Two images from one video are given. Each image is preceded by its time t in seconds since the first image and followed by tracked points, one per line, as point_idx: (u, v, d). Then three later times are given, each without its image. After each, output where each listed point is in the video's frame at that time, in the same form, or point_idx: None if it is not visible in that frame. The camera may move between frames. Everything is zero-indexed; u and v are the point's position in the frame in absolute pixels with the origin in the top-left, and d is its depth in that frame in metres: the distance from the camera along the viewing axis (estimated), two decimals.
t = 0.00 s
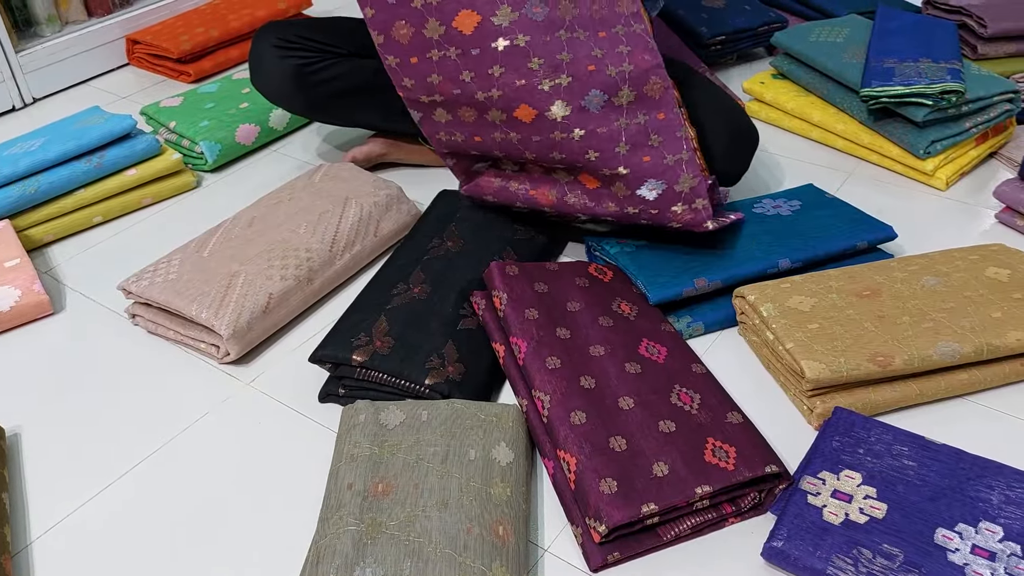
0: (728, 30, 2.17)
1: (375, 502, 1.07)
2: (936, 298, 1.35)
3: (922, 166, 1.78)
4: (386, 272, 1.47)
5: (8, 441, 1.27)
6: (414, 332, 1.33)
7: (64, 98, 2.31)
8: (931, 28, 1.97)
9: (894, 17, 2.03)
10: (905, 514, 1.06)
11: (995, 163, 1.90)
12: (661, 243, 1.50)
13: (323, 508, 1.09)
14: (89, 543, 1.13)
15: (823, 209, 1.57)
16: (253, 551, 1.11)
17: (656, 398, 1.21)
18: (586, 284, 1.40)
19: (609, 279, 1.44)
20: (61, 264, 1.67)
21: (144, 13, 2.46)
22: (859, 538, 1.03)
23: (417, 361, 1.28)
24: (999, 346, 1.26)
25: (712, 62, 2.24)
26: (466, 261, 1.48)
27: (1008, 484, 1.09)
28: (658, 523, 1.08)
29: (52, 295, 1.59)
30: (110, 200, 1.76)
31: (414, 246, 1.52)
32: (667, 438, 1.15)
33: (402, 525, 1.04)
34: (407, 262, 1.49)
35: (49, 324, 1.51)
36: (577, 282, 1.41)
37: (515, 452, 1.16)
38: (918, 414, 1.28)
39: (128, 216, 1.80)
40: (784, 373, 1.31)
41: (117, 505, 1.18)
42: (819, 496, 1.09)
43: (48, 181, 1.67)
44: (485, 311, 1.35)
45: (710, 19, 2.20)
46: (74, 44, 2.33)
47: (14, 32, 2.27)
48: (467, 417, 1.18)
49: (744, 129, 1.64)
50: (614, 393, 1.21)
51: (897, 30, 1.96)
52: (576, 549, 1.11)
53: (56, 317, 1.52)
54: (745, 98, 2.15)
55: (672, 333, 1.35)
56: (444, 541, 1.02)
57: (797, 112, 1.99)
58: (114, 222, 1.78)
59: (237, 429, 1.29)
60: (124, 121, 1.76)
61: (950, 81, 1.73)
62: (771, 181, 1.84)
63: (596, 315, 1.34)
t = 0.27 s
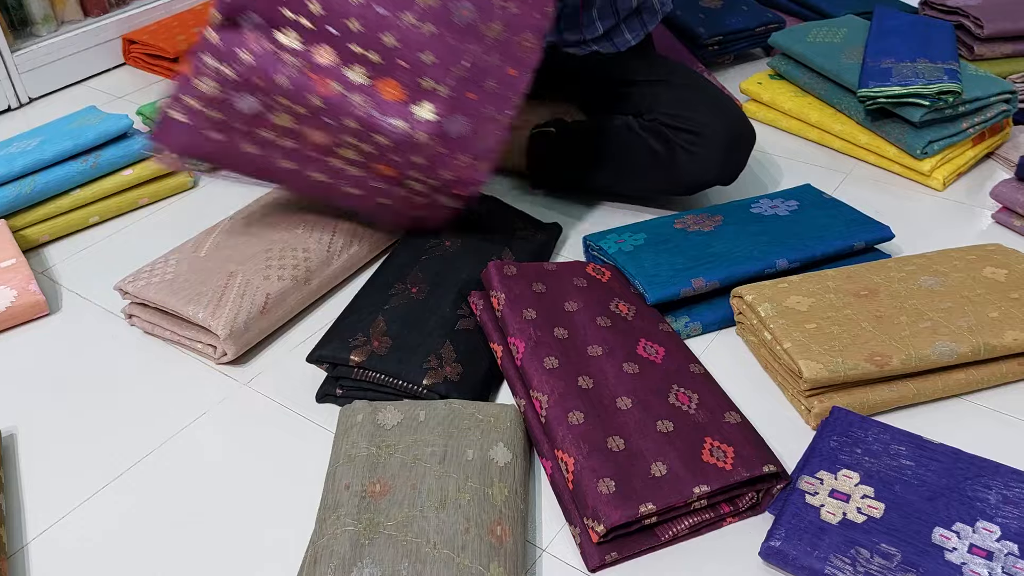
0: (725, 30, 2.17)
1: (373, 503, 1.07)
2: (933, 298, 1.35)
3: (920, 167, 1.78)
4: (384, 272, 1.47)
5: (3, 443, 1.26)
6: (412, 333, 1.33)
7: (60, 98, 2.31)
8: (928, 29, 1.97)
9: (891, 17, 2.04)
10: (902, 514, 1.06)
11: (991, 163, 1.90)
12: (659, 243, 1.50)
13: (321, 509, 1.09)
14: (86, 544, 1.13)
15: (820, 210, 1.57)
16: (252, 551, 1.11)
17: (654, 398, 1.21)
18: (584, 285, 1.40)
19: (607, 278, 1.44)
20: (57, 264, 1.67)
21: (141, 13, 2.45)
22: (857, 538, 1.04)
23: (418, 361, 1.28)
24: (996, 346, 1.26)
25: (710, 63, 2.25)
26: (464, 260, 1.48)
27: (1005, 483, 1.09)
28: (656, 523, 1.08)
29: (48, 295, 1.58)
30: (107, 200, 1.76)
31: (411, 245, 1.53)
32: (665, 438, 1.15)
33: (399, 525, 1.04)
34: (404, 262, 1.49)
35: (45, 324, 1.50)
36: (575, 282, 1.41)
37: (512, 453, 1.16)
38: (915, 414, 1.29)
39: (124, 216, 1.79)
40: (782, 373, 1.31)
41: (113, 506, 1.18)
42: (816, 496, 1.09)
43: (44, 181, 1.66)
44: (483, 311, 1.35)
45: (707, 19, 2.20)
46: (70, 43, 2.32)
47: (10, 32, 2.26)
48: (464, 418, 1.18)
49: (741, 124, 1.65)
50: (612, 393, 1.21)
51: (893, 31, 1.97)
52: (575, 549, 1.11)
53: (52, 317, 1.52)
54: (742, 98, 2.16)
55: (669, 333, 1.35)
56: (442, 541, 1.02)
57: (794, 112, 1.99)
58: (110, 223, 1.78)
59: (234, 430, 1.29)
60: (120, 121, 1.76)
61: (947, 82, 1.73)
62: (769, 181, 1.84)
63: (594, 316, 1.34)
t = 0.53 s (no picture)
0: (721, 32, 2.17)
1: (369, 504, 1.07)
2: (929, 299, 1.35)
3: (916, 168, 1.78)
4: (381, 273, 1.47)
5: None
6: (408, 334, 1.33)
7: (57, 99, 2.31)
8: (924, 31, 1.98)
9: (887, 19, 2.04)
10: (899, 515, 1.06)
11: (987, 165, 1.90)
12: (656, 244, 1.49)
13: (316, 510, 1.09)
14: (82, 546, 1.13)
15: (817, 211, 1.57)
16: (248, 552, 1.11)
17: (651, 400, 1.21)
18: (580, 286, 1.40)
19: (603, 280, 1.44)
20: (53, 266, 1.66)
21: (137, 14, 2.45)
22: (853, 539, 1.04)
23: (414, 363, 1.28)
24: (992, 347, 1.26)
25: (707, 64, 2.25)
26: (461, 262, 1.48)
27: (1001, 485, 1.10)
28: (653, 525, 1.08)
29: (44, 296, 1.58)
30: (103, 202, 1.75)
31: (407, 246, 1.53)
32: (662, 440, 1.15)
33: (395, 527, 1.03)
34: (401, 263, 1.49)
35: (41, 325, 1.50)
36: (571, 283, 1.40)
37: (509, 454, 1.16)
38: (911, 415, 1.29)
39: (120, 218, 1.79)
40: (778, 374, 1.31)
41: (109, 507, 1.18)
42: (813, 497, 1.09)
43: (40, 182, 1.66)
44: (479, 312, 1.35)
45: (704, 21, 2.20)
46: (66, 45, 2.32)
47: (6, 33, 2.26)
48: (461, 419, 1.18)
49: (739, 127, 1.65)
50: (609, 395, 1.21)
51: (889, 32, 1.97)
52: (571, 551, 1.11)
53: (48, 319, 1.52)
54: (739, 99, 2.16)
55: (666, 334, 1.35)
56: (439, 543, 1.02)
57: (791, 113, 1.99)
58: (106, 224, 1.77)
59: (230, 431, 1.28)
60: (117, 122, 1.76)
61: (943, 84, 1.74)
62: (766, 183, 1.84)
63: (591, 317, 1.34)
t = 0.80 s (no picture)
0: (718, 32, 2.17)
1: (366, 505, 1.06)
2: (926, 299, 1.35)
3: (912, 168, 1.78)
4: (378, 273, 1.47)
5: None
6: (405, 335, 1.33)
7: (53, 99, 2.30)
8: (920, 31, 1.98)
9: (884, 19, 2.04)
10: (896, 515, 1.06)
11: (983, 165, 1.91)
12: (653, 244, 1.49)
13: (314, 511, 1.09)
14: (79, 545, 1.13)
15: (813, 211, 1.58)
16: (245, 552, 1.11)
17: (648, 400, 1.21)
18: (577, 286, 1.40)
19: (600, 280, 1.44)
20: (49, 267, 1.66)
21: (134, 14, 2.45)
22: (851, 539, 1.04)
23: (411, 363, 1.28)
24: (989, 347, 1.26)
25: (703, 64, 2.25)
26: (458, 261, 1.48)
27: (998, 484, 1.10)
28: (651, 525, 1.08)
29: (40, 297, 1.58)
30: (99, 202, 1.75)
31: (404, 247, 1.53)
32: (659, 440, 1.15)
33: (393, 527, 1.03)
34: (398, 263, 1.48)
35: (37, 326, 1.50)
36: (569, 283, 1.40)
37: (507, 455, 1.16)
38: (908, 415, 1.29)
39: (116, 218, 1.78)
40: (776, 374, 1.31)
41: (106, 508, 1.18)
42: (810, 497, 1.10)
43: (36, 183, 1.65)
44: (476, 312, 1.35)
45: (701, 22, 2.21)
46: (62, 45, 2.32)
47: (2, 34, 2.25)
48: (458, 419, 1.18)
49: (735, 126, 1.65)
50: (606, 394, 1.21)
51: (886, 33, 1.97)
52: (569, 551, 1.11)
53: (44, 319, 1.51)
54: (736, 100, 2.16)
55: (663, 334, 1.36)
56: (436, 543, 1.02)
57: (787, 114, 2.00)
58: (102, 225, 1.77)
59: (227, 431, 1.28)
60: (113, 123, 1.75)
61: (939, 84, 1.74)
62: (763, 183, 1.84)
63: (588, 317, 1.34)
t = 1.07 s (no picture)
0: (715, 32, 2.18)
1: (364, 505, 1.06)
2: (923, 299, 1.36)
3: (909, 168, 1.78)
4: (376, 273, 1.47)
5: None
6: (402, 336, 1.32)
7: (50, 99, 2.30)
8: (917, 31, 1.98)
9: (881, 19, 2.05)
10: (893, 514, 1.07)
11: (980, 165, 1.91)
12: (650, 245, 1.49)
13: (311, 511, 1.09)
14: (77, 545, 1.12)
15: (810, 211, 1.58)
16: (242, 551, 1.11)
17: (645, 400, 1.21)
18: (574, 286, 1.40)
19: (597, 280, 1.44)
20: (46, 267, 1.65)
21: (130, 14, 2.44)
22: (848, 539, 1.04)
23: (408, 364, 1.28)
24: (985, 346, 1.26)
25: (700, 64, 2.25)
26: (455, 262, 1.48)
27: (995, 484, 1.10)
28: (648, 525, 1.08)
29: (37, 297, 1.57)
30: (96, 202, 1.75)
31: (402, 246, 1.53)
32: (657, 440, 1.15)
33: (391, 527, 1.03)
34: (396, 263, 1.48)
35: (34, 326, 1.49)
36: (566, 283, 1.40)
37: (504, 455, 1.16)
38: (905, 414, 1.29)
39: (113, 218, 1.78)
40: (773, 374, 1.31)
41: (103, 508, 1.17)
42: (807, 496, 1.10)
43: (33, 183, 1.65)
44: (474, 312, 1.35)
45: (698, 22, 2.21)
46: (59, 45, 2.31)
47: None
48: (456, 419, 1.18)
49: (735, 142, 1.64)
50: (604, 395, 1.21)
51: (882, 33, 1.98)
52: (567, 551, 1.11)
53: (41, 320, 1.51)
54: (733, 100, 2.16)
55: (661, 334, 1.36)
56: (434, 544, 1.02)
57: (785, 114, 2.00)
58: (99, 225, 1.77)
59: (224, 431, 1.28)
60: (110, 123, 1.75)
61: (936, 84, 1.74)
62: (760, 183, 1.85)
63: (585, 317, 1.34)
